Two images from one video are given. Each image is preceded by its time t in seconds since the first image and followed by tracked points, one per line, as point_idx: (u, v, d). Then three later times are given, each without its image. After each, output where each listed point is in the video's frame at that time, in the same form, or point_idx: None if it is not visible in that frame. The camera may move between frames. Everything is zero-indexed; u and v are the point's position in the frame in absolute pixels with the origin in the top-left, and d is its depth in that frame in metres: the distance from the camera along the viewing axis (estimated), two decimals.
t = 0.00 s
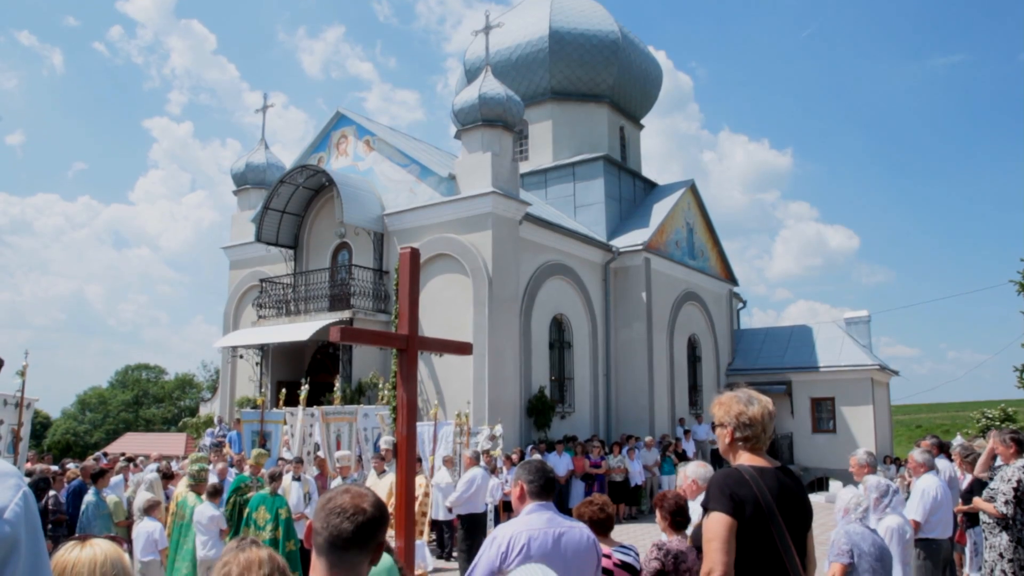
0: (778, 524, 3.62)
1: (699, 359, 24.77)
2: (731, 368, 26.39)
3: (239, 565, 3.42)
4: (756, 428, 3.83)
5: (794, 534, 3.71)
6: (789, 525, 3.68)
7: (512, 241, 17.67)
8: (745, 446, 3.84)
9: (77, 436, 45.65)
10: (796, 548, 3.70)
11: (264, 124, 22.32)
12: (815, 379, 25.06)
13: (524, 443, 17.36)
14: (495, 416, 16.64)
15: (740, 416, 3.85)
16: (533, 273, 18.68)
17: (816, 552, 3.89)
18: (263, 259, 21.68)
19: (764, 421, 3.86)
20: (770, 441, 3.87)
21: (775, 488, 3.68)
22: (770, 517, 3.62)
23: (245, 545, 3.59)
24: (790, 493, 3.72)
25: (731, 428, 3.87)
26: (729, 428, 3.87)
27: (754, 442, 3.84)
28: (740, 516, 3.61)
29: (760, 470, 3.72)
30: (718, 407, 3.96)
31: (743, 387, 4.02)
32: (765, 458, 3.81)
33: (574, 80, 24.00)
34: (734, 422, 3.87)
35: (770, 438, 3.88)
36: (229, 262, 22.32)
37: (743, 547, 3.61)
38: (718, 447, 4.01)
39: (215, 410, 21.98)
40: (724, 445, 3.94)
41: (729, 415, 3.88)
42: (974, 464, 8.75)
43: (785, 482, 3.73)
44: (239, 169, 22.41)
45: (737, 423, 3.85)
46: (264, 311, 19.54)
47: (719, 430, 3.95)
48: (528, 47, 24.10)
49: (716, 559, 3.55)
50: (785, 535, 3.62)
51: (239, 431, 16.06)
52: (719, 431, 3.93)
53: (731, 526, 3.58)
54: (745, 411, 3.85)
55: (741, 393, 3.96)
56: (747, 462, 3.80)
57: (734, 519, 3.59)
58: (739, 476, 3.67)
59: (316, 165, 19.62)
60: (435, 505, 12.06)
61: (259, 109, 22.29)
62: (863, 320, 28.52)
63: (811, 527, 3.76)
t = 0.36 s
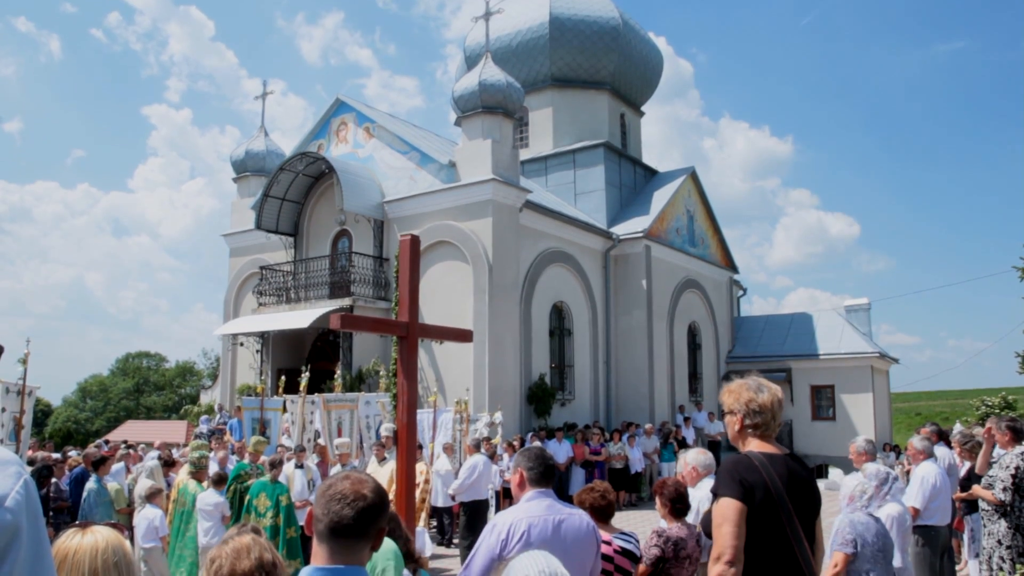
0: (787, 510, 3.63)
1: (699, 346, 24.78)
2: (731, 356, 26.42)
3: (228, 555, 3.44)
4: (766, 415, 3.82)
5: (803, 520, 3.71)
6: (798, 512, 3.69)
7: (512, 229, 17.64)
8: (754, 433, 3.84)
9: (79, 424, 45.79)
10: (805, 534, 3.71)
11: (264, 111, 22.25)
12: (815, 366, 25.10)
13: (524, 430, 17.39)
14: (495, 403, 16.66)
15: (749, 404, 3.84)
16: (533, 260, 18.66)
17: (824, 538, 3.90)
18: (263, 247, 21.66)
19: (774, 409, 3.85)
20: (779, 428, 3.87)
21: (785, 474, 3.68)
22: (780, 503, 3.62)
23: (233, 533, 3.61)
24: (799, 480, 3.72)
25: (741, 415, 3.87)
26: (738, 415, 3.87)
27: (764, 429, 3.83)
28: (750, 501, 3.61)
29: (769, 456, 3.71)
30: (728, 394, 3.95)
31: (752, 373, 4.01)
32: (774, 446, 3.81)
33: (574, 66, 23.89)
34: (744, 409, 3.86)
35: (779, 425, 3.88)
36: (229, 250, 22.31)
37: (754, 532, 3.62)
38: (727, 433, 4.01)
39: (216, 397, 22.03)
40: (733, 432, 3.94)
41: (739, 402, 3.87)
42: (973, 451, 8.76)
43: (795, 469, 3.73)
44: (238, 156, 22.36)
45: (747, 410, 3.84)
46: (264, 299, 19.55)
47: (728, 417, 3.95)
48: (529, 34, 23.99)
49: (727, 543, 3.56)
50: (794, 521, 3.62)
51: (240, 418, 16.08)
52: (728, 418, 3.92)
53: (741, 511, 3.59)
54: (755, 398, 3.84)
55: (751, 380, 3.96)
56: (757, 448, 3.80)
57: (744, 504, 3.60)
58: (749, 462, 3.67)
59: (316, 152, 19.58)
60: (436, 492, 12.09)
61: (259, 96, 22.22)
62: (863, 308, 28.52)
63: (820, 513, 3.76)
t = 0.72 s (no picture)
0: (802, 494, 3.64)
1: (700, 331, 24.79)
2: (732, 341, 26.45)
3: (228, 539, 3.46)
4: (781, 400, 3.82)
5: (816, 506, 3.71)
6: (812, 498, 3.69)
7: (513, 213, 17.61)
8: (770, 417, 3.84)
9: (81, 408, 45.98)
10: (818, 519, 3.72)
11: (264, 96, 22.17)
12: (815, 351, 25.14)
13: (525, 414, 17.42)
14: (496, 388, 16.69)
15: (766, 388, 3.85)
16: (534, 245, 18.64)
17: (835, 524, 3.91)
18: (264, 232, 21.64)
19: (790, 394, 3.86)
20: (795, 413, 3.87)
21: (800, 459, 3.68)
22: (795, 488, 3.63)
23: (231, 518, 3.62)
24: (813, 465, 3.72)
25: (757, 399, 3.88)
26: (754, 399, 3.87)
27: (780, 414, 3.83)
28: (764, 484, 3.62)
29: (785, 441, 3.72)
30: (744, 378, 3.96)
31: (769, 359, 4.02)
32: (789, 430, 3.81)
33: (575, 51, 23.77)
34: (760, 393, 3.87)
35: (795, 411, 3.88)
36: (230, 235, 22.31)
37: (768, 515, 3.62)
38: (742, 419, 4.01)
39: (218, 382, 22.10)
40: (748, 417, 3.94)
41: (755, 387, 3.88)
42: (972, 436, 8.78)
43: (809, 454, 3.73)
44: (239, 141, 22.30)
45: (763, 394, 3.85)
46: (265, 284, 19.56)
47: (744, 402, 3.95)
48: (530, 18, 23.86)
49: (741, 524, 3.58)
50: (808, 507, 3.63)
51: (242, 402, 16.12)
52: (744, 403, 3.93)
53: (755, 492, 3.60)
54: (771, 383, 3.85)
55: (767, 365, 3.96)
56: (772, 433, 3.79)
57: (759, 486, 3.61)
58: (764, 445, 3.68)
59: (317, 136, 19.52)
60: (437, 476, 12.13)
61: (259, 81, 22.14)
62: (864, 293, 28.51)
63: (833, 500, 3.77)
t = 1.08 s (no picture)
0: (811, 478, 3.65)
1: (702, 316, 24.80)
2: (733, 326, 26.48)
3: (229, 522, 3.47)
4: (794, 385, 3.83)
5: (823, 491, 3.71)
6: (819, 483, 3.69)
7: (514, 198, 17.57)
8: (781, 402, 3.84)
9: (83, 394, 46.13)
10: (825, 504, 3.73)
11: (264, 80, 22.08)
12: (816, 337, 25.16)
13: (527, 399, 17.45)
14: (498, 372, 16.72)
15: (778, 372, 3.86)
16: (535, 229, 18.61)
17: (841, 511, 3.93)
18: (265, 217, 21.61)
19: (802, 379, 3.87)
20: (807, 399, 3.88)
21: (808, 444, 3.69)
22: (804, 472, 3.63)
23: (233, 502, 3.63)
24: (822, 452, 3.73)
25: (769, 384, 3.89)
26: (766, 383, 3.88)
27: (791, 399, 3.83)
28: (774, 467, 3.62)
29: (796, 425, 3.73)
30: (756, 362, 3.98)
31: (782, 344, 4.03)
32: (800, 416, 3.81)
33: (576, 35, 23.64)
34: (773, 377, 3.88)
35: (807, 396, 3.88)
36: (230, 221, 22.28)
37: (776, 498, 3.62)
38: (752, 403, 4.02)
39: (219, 367, 22.15)
40: (759, 402, 3.94)
41: (768, 371, 3.89)
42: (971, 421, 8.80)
43: (818, 440, 3.74)
44: (239, 126, 22.23)
45: (775, 378, 3.86)
46: (267, 270, 19.56)
47: (756, 386, 3.96)
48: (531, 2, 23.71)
49: (749, 506, 3.57)
50: (815, 492, 3.62)
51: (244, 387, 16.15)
52: (755, 386, 3.94)
53: (763, 475, 3.59)
54: (784, 367, 3.86)
55: (780, 351, 3.98)
56: (783, 417, 3.80)
57: (768, 468, 3.60)
58: (775, 429, 3.68)
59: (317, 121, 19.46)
60: (438, 461, 12.21)
61: (258, 66, 22.04)
62: (865, 279, 28.49)
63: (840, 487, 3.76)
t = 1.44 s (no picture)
0: (806, 464, 3.63)
1: (703, 301, 24.80)
2: (735, 311, 26.48)
3: (232, 504, 3.49)
4: (795, 369, 3.82)
5: (819, 478, 3.70)
6: (815, 470, 3.67)
7: (516, 182, 17.53)
8: (781, 386, 3.84)
9: (85, 378, 46.23)
10: (821, 490, 3.71)
11: (265, 64, 21.99)
12: (818, 321, 25.15)
13: (528, 383, 17.49)
14: (499, 357, 16.75)
15: (780, 356, 3.85)
16: (537, 214, 18.58)
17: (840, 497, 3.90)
18: (266, 201, 21.58)
19: (805, 363, 3.87)
20: (808, 384, 3.87)
21: (806, 429, 3.69)
22: (799, 458, 3.63)
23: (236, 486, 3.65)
24: (820, 438, 3.71)
25: (770, 367, 3.88)
26: (767, 367, 3.88)
27: (792, 383, 3.83)
28: (769, 452, 3.62)
29: (793, 410, 3.72)
30: (759, 346, 3.98)
31: (785, 328, 4.02)
32: (800, 401, 3.81)
33: (578, 18, 23.50)
34: (774, 361, 3.87)
35: (808, 381, 3.87)
36: (232, 205, 22.25)
37: (771, 482, 3.62)
38: (754, 386, 4.03)
39: (221, 352, 22.20)
40: (760, 385, 3.95)
41: (770, 354, 3.89)
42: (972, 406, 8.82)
43: (817, 425, 3.73)
44: (240, 110, 22.16)
45: (777, 362, 3.85)
46: (268, 254, 19.57)
47: (758, 369, 3.96)
48: None
49: (742, 492, 3.58)
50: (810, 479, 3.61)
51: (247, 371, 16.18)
52: (757, 369, 3.95)
53: (757, 461, 3.59)
54: (786, 352, 3.86)
55: (783, 334, 3.96)
56: (782, 402, 3.80)
57: (763, 454, 3.61)
58: (772, 414, 3.68)
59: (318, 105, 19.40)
60: (440, 445, 12.27)
61: (259, 49, 21.93)
62: (867, 263, 28.44)
63: (837, 474, 3.75)
